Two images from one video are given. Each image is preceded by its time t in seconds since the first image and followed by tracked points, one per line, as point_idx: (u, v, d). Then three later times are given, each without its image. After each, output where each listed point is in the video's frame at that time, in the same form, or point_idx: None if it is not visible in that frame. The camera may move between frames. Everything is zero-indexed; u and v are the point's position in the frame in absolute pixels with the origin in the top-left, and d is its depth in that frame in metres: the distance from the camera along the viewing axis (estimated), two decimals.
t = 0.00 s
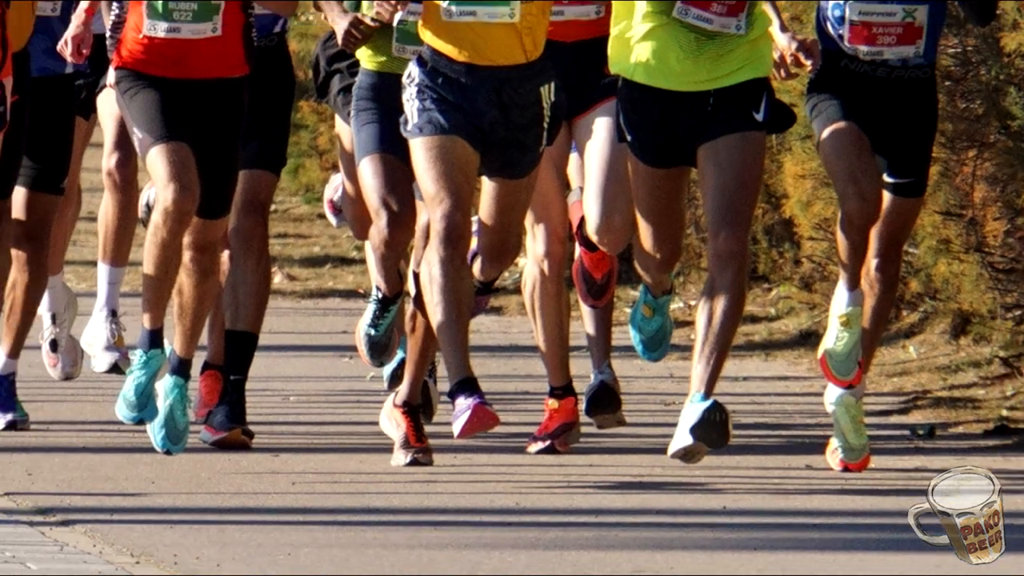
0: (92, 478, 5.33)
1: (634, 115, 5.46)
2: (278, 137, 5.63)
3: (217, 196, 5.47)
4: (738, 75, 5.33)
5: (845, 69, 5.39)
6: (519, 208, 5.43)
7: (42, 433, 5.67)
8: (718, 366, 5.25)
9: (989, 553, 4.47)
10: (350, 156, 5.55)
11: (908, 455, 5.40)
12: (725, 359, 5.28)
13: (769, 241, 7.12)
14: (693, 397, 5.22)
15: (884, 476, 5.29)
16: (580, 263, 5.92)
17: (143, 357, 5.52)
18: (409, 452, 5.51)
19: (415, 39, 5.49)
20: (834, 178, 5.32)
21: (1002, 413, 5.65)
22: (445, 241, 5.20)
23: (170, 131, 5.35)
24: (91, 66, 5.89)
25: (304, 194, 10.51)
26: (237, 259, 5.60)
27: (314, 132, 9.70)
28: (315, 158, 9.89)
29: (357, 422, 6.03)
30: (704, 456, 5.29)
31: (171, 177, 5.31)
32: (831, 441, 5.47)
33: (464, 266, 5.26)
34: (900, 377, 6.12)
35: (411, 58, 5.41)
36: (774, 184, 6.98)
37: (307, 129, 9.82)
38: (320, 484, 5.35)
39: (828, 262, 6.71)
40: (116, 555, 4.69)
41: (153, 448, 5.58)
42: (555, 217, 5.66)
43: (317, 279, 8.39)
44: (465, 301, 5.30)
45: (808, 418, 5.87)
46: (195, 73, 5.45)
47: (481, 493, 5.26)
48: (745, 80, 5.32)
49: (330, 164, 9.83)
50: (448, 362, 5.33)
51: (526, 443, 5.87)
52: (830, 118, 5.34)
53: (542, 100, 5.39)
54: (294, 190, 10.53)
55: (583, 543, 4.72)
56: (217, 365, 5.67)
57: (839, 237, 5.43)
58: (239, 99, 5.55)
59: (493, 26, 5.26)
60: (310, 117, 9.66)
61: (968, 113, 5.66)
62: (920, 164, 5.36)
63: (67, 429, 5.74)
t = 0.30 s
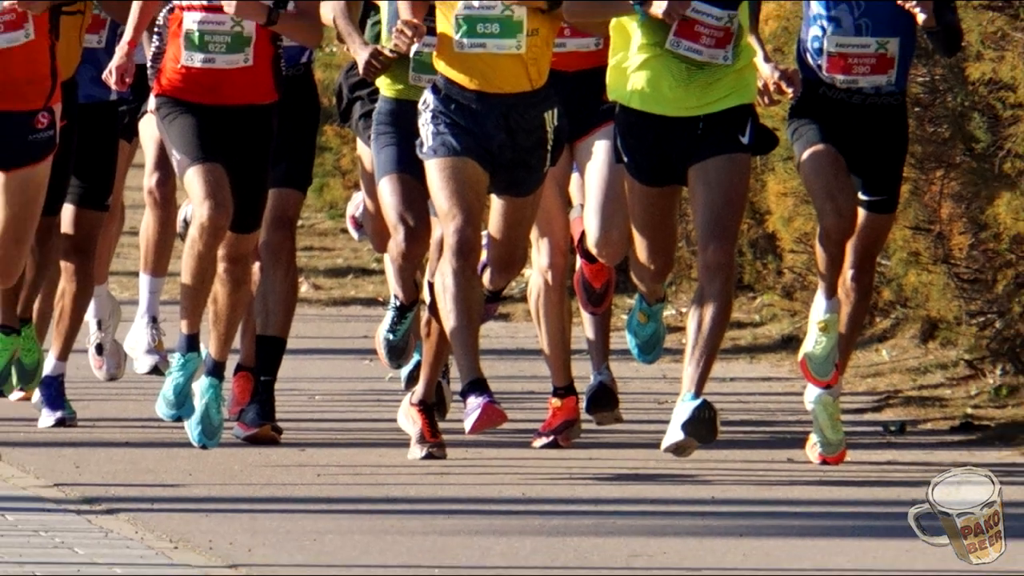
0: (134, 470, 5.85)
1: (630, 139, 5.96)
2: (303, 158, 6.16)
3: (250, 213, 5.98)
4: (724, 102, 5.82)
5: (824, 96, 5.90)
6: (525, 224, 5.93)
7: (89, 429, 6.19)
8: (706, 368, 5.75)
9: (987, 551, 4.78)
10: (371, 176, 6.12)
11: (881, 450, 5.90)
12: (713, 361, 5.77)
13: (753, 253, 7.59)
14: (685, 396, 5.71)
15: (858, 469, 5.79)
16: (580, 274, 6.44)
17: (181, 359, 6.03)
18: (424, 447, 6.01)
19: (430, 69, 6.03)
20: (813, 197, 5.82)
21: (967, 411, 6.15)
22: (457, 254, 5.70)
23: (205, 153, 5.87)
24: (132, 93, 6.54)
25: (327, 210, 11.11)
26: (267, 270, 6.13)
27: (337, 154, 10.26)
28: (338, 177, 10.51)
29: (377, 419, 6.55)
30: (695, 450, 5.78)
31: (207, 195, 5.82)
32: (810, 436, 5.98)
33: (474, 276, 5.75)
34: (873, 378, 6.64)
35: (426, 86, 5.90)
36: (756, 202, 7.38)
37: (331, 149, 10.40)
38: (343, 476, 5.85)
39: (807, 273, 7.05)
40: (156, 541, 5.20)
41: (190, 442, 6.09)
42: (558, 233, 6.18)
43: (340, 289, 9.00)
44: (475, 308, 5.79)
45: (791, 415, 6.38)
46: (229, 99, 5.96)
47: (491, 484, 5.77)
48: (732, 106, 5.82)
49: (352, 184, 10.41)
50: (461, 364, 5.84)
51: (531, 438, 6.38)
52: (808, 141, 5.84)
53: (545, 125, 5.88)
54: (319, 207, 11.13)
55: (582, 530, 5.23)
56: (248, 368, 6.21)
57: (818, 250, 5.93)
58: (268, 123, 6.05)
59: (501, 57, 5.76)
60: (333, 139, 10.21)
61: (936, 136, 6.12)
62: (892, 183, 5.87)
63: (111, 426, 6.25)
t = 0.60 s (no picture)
0: (170, 464, 6.37)
1: (626, 158, 6.46)
2: (325, 176, 6.68)
3: (277, 227, 6.48)
4: (713, 125, 6.32)
5: (805, 118, 6.40)
6: (529, 237, 6.42)
7: (129, 427, 6.72)
8: (697, 369, 6.22)
9: (987, 552, 5.13)
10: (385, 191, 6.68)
11: (858, 445, 6.41)
12: (703, 363, 6.25)
13: (741, 264, 8.08)
14: (677, 395, 6.20)
15: (837, 462, 6.29)
16: (580, 282, 6.93)
17: (214, 361, 6.57)
18: (437, 442, 6.52)
19: (442, 93, 6.51)
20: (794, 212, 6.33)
21: (937, 410, 6.67)
22: (468, 264, 6.19)
23: (235, 172, 6.37)
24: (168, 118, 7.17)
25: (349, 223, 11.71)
26: (292, 279, 6.65)
27: (357, 172, 10.88)
28: (359, 195, 11.05)
29: (393, 418, 7.07)
30: (688, 444, 6.25)
31: (237, 210, 6.32)
32: (793, 433, 6.48)
33: (483, 285, 6.24)
34: (851, 379, 7.20)
35: (440, 110, 6.40)
36: (743, 216, 7.86)
37: (352, 169, 10.99)
38: (362, 469, 6.36)
39: (790, 283, 7.52)
40: (190, 529, 5.72)
41: (221, 438, 6.61)
42: (561, 245, 6.68)
43: (360, 296, 9.61)
44: (484, 314, 6.28)
45: (777, 413, 6.89)
46: (258, 122, 6.46)
47: (499, 476, 6.28)
48: (721, 128, 6.31)
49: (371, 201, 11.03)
50: (470, 366, 6.34)
51: (535, 434, 6.90)
52: (791, 160, 6.33)
53: (548, 145, 6.37)
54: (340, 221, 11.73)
55: (582, 519, 5.73)
56: (276, 368, 6.71)
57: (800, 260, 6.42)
58: (292, 144, 6.55)
59: (508, 83, 6.25)
60: (354, 159, 10.81)
61: (909, 156, 6.70)
62: (867, 200, 6.38)
63: (149, 424, 6.78)
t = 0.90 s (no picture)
0: (200, 458, 6.88)
1: (624, 175, 6.96)
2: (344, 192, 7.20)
3: (300, 238, 6.99)
4: (705, 144, 6.82)
5: (789, 138, 6.91)
6: (533, 248, 6.93)
7: (162, 425, 7.23)
8: (689, 371, 6.69)
9: (987, 552, 5.53)
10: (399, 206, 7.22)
11: (839, 441, 6.92)
12: (695, 365, 6.73)
13: (729, 273, 8.55)
14: (670, 395, 6.67)
15: (819, 456, 6.80)
16: (581, 290, 7.44)
17: (241, 363, 7.08)
18: (448, 438, 7.03)
19: (453, 115, 7.02)
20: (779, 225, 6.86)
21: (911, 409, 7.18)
22: (477, 274, 6.69)
23: (261, 188, 6.88)
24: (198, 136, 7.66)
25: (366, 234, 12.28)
26: (313, 287, 7.17)
27: (374, 187, 11.45)
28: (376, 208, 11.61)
29: (407, 416, 7.58)
30: (680, 440, 6.75)
31: (263, 223, 6.83)
32: (778, 429, 6.98)
33: (491, 292, 6.75)
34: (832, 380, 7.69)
35: (451, 130, 6.90)
36: (732, 227, 8.33)
37: (369, 185, 11.55)
38: (379, 463, 6.87)
39: (775, 290, 8.00)
40: (219, 519, 6.22)
41: (247, 435, 7.12)
42: (563, 255, 7.19)
43: (376, 302, 10.16)
44: (492, 320, 6.79)
45: (764, 411, 7.40)
46: (282, 141, 6.97)
47: (505, 469, 6.79)
48: (712, 147, 6.82)
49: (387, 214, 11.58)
50: (478, 367, 6.83)
51: (539, 430, 7.40)
52: (776, 176, 6.84)
53: (551, 164, 6.86)
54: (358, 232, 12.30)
55: (582, 509, 6.24)
56: (299, 370, 7.23)
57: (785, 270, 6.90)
58: (313, 162, 7.05)
59: (514, 106, 6.76)
60: (371, 175, 11.37)
61: (886, 173, 7.22)
62: (846, 214, 6.91)
63: (180, 422, 7.29)
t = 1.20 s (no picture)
0: (226, 453, 7.40)
1: (621, 189, 7.46)
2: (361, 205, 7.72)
3: (320, 248, 7.50)
4: (697, 160, 7.33)
5: (776, 155, 7.41)
6: (537, 258, 7.43)
7: (189, 422, 7.75)
8: (682, 371, 7.18)
9: (987, 552, 5.84)
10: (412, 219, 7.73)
11: (822, 438, 7.44)
12: (687, 368, 7.22)
13: (721, 281, 9.11)
14: (665, 394, 7.19)
15: (803, 452, 7.32)
16: (581, 297, 7.98)
17: (265, 364, 7.60)
18: (458, 435, 7.52)
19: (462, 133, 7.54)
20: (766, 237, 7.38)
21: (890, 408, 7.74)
22: (486, 281, 7.19)
23: (284, 201, 7.39)
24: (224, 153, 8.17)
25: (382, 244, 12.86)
26: (332, 294, 7.69)
27: (390, 201, 12.03)
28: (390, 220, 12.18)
29: (419, 414, 8.10)
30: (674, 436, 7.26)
31: (285, 234, 7.34)
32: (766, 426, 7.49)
33: (498, 299, 7.24)
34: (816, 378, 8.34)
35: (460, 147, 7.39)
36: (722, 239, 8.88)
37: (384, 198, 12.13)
38: (393, 458, 7.37)
39: (764, 298, 8.53)
40: (244, 510, 6.72)
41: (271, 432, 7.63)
42: (564, 262, 7.64)
43: (391, 308, 10.72)
44: (499, 325, 7.28)
45: (753, 409, 7.91)
46: (303, 158, 7.49)
47: (510, 463, 7.29)
48: (703, 164, 7.33)
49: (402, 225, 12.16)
50: (484, 368, 7.32)
51: (542, 427, 7.91)
52: (764, 191, 7.34)
53: (554, 179, 7.35)
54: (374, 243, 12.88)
55: (582, 501, 6.74)
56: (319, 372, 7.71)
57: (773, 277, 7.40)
58: (331, 177, 7.57)
59: (519, 125, 7.25)
60: (387, 190, 11.94)
61: (867, 189, 7.80)
62: (829, 225, 7.41)
63: (208, 420, 7.81)
